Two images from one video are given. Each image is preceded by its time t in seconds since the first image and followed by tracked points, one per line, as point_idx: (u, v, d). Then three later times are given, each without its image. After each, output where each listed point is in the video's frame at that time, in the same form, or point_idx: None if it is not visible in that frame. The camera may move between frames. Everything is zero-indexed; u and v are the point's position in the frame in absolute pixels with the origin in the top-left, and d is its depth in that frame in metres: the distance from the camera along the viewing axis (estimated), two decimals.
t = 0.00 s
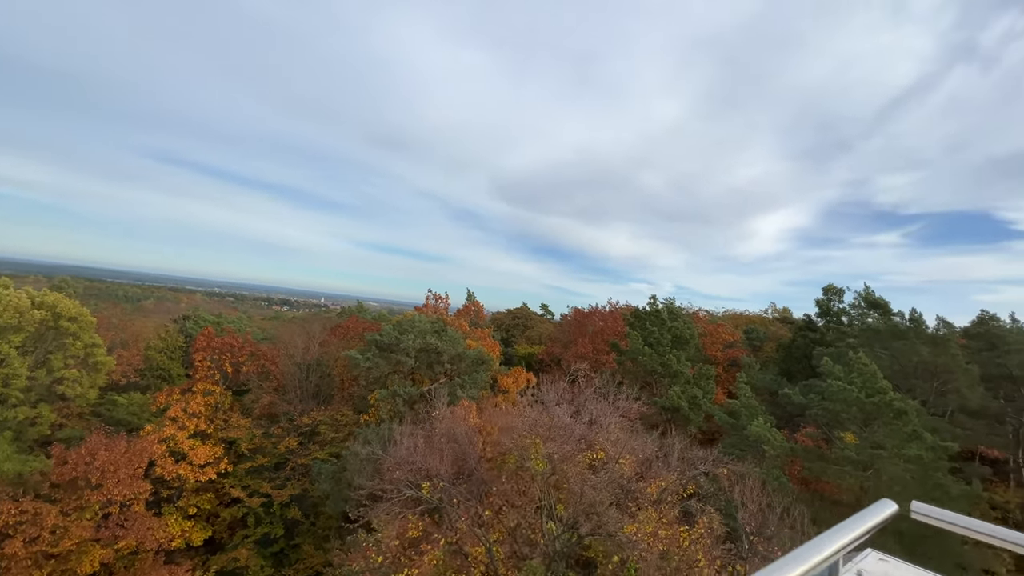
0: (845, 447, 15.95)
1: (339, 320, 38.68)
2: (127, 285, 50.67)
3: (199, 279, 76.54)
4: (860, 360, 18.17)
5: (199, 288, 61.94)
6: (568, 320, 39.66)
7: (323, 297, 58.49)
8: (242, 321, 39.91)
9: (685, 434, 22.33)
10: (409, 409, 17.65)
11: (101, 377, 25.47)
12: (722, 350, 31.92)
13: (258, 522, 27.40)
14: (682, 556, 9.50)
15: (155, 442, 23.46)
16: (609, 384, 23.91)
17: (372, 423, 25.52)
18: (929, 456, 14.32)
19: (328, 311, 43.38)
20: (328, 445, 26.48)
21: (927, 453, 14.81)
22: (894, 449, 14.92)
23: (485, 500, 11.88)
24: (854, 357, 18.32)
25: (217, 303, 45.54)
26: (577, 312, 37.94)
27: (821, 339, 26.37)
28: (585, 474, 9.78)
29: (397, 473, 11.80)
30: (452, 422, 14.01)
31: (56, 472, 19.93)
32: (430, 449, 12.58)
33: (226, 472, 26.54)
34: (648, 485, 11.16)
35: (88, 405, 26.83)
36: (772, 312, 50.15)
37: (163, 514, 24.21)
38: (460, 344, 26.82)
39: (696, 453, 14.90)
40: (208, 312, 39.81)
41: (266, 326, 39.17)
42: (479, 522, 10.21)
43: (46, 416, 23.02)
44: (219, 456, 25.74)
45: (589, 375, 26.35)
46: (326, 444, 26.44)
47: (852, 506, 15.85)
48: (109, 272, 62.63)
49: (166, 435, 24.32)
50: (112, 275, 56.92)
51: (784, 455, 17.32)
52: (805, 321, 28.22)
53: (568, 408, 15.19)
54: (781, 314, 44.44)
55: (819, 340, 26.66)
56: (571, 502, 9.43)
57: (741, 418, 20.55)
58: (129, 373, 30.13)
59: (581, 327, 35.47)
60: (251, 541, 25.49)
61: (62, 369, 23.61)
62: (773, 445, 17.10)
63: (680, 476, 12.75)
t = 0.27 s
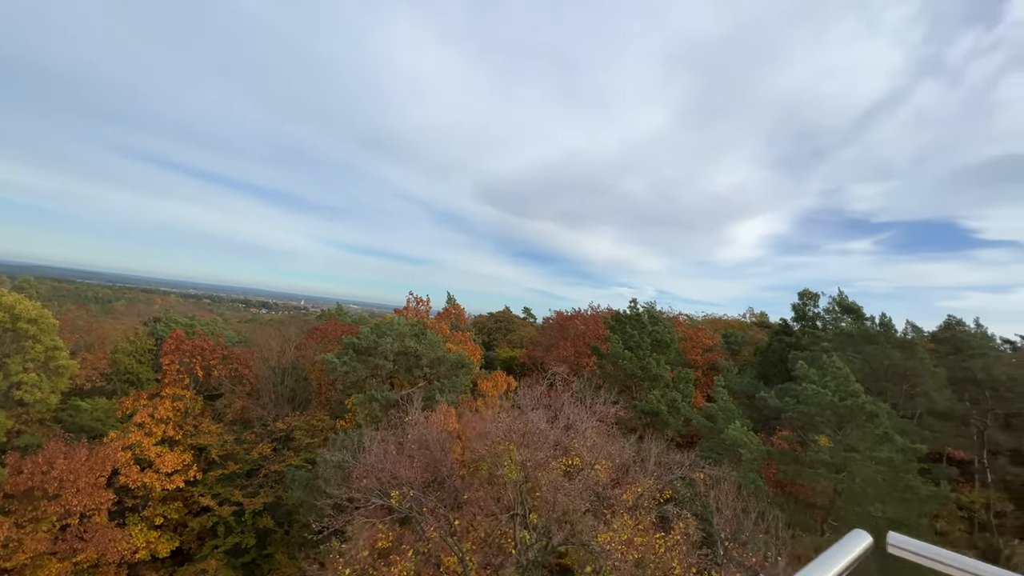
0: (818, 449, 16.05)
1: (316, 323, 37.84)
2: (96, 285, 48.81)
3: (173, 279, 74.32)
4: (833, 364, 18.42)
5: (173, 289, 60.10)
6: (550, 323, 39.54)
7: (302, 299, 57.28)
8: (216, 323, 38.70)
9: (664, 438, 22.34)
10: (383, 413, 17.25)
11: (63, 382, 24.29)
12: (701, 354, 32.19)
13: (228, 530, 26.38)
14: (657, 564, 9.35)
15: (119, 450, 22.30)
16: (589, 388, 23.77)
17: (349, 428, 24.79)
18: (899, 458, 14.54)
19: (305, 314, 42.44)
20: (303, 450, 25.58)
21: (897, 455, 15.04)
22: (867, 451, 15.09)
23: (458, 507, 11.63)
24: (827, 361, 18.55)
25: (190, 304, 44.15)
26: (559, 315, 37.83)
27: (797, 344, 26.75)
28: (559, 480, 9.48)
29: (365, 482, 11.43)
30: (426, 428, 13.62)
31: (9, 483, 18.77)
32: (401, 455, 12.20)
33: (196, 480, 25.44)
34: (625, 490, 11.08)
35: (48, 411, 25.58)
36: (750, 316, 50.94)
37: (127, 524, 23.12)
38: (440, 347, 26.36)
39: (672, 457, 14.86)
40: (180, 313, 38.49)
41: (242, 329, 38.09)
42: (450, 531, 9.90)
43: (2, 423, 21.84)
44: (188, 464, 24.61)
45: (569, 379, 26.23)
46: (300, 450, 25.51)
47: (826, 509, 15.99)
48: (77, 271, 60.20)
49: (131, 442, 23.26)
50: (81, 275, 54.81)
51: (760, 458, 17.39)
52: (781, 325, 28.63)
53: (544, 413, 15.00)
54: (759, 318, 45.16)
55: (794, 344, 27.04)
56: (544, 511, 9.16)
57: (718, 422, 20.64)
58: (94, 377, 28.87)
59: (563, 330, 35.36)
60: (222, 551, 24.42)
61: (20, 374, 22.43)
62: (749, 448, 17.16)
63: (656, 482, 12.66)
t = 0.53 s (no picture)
0: (781, 447, 16.35)
1: (283, 323, 36.65)
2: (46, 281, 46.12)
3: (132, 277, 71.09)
4: (796, 364, 18.82)
5: (132, 287, 57.51)
6: (523, 324, 39.40)
7: (269, 297, 55.59)
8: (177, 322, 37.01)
9: (635, 438, 22.46)
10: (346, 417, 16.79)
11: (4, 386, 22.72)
12: (672, 355, 32.62)
13: (185, 538, 24.82)
14: (623, 567, 9.29)
15: (66, 459, 20.12)
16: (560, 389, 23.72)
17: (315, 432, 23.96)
18: (857, 455, 14.97)
19: (272, 313, 41.08)
20: (268, 455, 24.19)
21: (855, 452, 15.49)
22: (827, 448, 15.43)
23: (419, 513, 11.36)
24: (791, 361, 18.97)
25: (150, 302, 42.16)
26: (533, 315, 37.75)
27: (763, 344, 27.35)
28: (523, 485, 9.45)
29: (323, 491, 11.01)
30: (390, 432, 13.25)
31: None
32: (360, 461, 11.81)
33: (151, 487, 23.67)
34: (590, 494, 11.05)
35: None
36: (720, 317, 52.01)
37: (74, 536, 21.43)
38: (411, 348, 25.71)
39: (640, 459, 14.89)
40: (137, 312, 36.65)
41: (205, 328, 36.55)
42: (411, 539, 9.58)
43: None
44: (143, 471, 22.57)
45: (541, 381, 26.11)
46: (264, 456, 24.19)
47: (789, 506, 16.33)
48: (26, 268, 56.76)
49: (81, 450, 20.91)
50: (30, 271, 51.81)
51: (727, 457, 17.61)
52: (748, 326, 29.21)
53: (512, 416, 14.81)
54: (727, 319, 46.18)
55: (761, 345, 27.65)
56: (507, 517, 9.00)
57: (686, 422, 20.87)
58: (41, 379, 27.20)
59: (536, 330, 35.25)
60: (179, 562, 22.83)
61: None
62: (715, 447, 17.37)
63: (624, 483, 12.70)
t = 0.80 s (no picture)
0: (746, 440, 16.68)
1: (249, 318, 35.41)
2: None
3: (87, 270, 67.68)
4: (761, 359, 19.24)
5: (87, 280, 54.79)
6: (497, 320, 39.22)
7: (235, 292, 53.81)
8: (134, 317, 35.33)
9: (606, 433, 22.63)
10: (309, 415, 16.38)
11: None
12: (644, 350, 33.04)
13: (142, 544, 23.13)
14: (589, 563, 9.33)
15: (6, 463, 18.70)
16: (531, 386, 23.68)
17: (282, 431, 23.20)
18: (817, 447, 15.43)
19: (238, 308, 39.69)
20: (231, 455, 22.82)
21: (815, 444, 15.96)
22: (789, 441, 15.83)
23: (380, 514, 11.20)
24: (756, 356, 19.39)
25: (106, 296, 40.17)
26: (507, 311, 37.62)
27: (730, 340, 27.95)
28: (488, 483, 9.37)
29: (281, 492, 10.61)
30: (353, 432, 12.89)
31: None
32: (321, 462, 11.45)
33: (105, 491, 22.05)
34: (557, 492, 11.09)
35: None
36: (690, 313, 53.02)
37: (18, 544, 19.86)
38: (381, 343, 24.96)
39: (609, 454, 14.97)
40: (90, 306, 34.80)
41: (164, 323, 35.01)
42: (373, 540, 9.36)
43: None
44: (94, 473, 21.01)
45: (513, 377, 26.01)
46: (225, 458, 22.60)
47: (753, 497, 16.69)
48: None
49: (24, 452, 19.44)
50: None
51: (694, 451, 17.88)
52: (717, 322, 29.75)
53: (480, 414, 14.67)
54: (697, 316, 47.16)
55: (728, 340, 28.27)
56: (472, 515, 8.91)
57: (656, 417, 21.13)
58: None
59: (510, 326, 35.11)
60: (135, 567, 21.24)
61: None
62: (683, 441, 17.61)
63: (592, 479, 12.85)
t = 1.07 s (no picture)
0: (718, 430, 16.90)
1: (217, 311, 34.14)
2: None
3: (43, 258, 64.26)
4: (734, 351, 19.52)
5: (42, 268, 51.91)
6: (475, 313, 38.89)
7: (206, 283, 52.21)
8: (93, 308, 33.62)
9: (581, 425, 22.79)
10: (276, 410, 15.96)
11: None
12: (620, 343, 33.30)
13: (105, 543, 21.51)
14: (559, 557, 9.41)
15: None
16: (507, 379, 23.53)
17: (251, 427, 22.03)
18: (785, 437, 15.81)
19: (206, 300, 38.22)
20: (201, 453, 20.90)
21: (783, 433, 16.35)
22: (759, 431, 16.11)
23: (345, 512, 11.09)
24: (728, 348, 19.70)
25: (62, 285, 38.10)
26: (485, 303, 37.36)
27: (704, 332, 28.38)
28: (456, 479, 9.32)
29: (241, 490, 10.19)
30: (318, 427, 12.51)
31: None
32: (284, 460, 11.08)
33: (61, 491, 19.91)
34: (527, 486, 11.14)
35: None
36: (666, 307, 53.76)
37: None
38: (356, 337, 23.67)
39: (582, 446, 14.98)
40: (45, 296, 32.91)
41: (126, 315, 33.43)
42: (337, 538, 9.15)
43: None
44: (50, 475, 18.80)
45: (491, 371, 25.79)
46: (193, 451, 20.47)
47: (724, 486, 16.99)
48: None
49: None
50: None
51: (667, 441, 18.10)
52: (691, 315, 30.10)
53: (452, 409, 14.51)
54: (672, 309, 47.89)
55: (702, 333, 28.69)
56: (439, 512, 8.85)
57: (630, 409, 21.31)
58: None
59: (488, 319, 34.83)
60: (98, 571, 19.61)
61: None
62: (656, 432, 17.74)
63: (564, 472, 12.92)
